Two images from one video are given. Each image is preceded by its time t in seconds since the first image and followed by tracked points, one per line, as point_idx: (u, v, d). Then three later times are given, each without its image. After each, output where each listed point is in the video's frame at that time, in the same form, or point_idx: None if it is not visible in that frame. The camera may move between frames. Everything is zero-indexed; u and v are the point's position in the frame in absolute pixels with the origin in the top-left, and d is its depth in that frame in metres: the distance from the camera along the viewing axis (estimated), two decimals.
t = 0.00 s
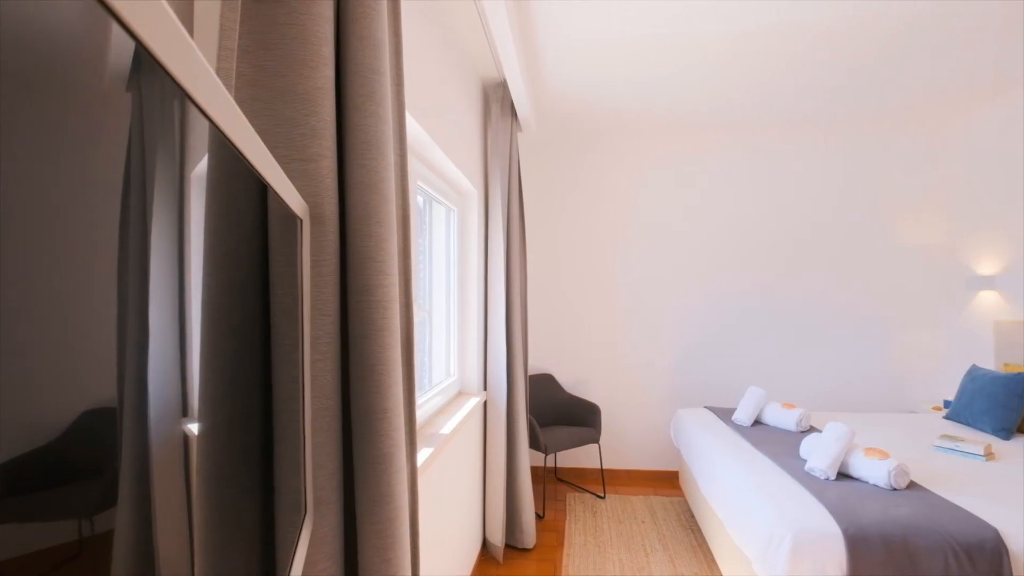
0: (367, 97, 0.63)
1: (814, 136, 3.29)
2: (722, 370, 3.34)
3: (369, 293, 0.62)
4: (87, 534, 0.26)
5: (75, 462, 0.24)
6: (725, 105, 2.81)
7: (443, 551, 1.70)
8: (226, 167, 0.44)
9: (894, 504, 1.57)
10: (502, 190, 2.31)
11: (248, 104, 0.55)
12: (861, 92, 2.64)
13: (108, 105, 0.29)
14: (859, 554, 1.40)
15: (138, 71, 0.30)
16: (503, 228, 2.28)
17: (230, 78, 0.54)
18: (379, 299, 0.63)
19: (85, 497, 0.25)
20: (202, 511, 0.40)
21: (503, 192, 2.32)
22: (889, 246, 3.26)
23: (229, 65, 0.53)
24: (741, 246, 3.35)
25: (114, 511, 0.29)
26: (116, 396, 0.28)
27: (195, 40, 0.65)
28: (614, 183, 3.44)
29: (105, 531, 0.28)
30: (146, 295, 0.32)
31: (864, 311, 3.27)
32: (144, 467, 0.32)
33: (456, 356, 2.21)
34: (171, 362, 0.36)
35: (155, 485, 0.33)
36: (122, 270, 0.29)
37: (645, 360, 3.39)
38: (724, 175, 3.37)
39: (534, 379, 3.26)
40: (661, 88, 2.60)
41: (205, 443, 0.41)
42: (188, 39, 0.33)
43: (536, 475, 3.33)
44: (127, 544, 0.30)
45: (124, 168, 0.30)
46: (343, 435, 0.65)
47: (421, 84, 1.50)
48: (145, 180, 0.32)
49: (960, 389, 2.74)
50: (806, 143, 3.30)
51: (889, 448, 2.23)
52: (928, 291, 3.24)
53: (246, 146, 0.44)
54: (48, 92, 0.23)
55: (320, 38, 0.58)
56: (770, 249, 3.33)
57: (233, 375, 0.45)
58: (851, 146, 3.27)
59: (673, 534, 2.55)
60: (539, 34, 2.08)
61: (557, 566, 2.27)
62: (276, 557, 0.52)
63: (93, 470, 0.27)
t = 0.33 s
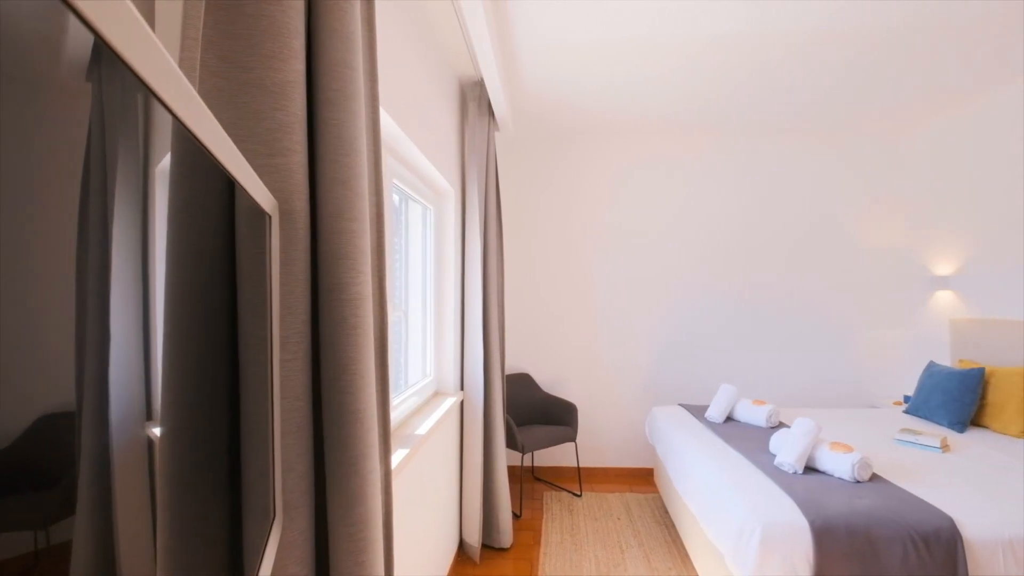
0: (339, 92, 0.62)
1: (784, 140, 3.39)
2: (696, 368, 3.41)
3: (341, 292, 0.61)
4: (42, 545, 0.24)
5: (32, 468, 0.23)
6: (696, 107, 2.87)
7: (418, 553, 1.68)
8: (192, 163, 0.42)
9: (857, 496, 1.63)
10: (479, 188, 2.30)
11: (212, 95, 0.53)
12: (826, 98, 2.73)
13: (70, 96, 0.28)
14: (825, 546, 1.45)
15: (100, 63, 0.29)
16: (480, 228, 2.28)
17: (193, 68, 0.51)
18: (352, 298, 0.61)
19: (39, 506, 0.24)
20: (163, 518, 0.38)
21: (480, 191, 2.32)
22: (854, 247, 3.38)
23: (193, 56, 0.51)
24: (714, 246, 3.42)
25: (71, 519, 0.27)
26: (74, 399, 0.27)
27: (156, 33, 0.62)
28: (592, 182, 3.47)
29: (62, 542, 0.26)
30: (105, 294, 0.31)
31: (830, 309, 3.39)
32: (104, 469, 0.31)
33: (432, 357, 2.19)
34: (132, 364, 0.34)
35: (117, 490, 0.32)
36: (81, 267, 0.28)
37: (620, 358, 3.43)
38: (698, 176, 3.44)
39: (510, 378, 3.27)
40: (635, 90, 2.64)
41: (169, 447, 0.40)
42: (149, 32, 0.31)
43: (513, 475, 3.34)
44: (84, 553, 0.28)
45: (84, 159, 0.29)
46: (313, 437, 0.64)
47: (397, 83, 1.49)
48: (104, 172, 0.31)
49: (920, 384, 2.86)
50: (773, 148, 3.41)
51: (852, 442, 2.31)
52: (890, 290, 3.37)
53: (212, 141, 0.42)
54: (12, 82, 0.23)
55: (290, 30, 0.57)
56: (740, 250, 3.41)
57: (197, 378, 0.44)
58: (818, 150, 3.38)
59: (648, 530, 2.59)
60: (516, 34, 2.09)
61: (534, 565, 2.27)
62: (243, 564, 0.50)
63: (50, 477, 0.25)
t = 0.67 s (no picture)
0: (311, 85, 0.61)
1: (755, 143, 3.48)
2: (670, 366, 3.47)
3: (314, 290, 0.59)
4: None
5: None
6: (671, 110, 2.92)
7: (393, 555, 1.66)
8: (155, 156, 0.40)
9: (824, 488, 1.69)
10: (456, 187, 2.30)
11: (176, 85, 0.51)
12: (794, 102, 2.82)
13: (26, 88, 0.26)
14: (793, 538, 1.49)
15: (56, 53, 0.27)
16: (457, 227, 2.28)
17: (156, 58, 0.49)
18: (325, 296, 0.60)
19: None
20: (124, 526, 0.37)
21: (458, 190, 2.31)
22: (820, 248, 3.50)
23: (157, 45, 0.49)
24: (688, 246, 3.49)
25: (27, 532, 0.26)
26: (30, 406, 0.26)
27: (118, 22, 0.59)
28: (569, 182, 3.50)
29: (18, 555, 0.25)
30: (64, 290, 0.29)
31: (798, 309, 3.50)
32: (63, 476, 0.29)
33: (408, 358, 2.16)
34: (91, 364, 0.33)
35: (77, 496, 0.31)
36: (38, 268, 0.26)
37: (597, 356, 3.47)
38: (672, 177, 3.50)
39: (488, 378, 3.27)
40: (611, 92, 2.67)
41: (130, 451, 0.38)
42: (107, 19, 0.30)
43: (491, 474, 3.34)
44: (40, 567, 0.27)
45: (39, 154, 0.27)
46: (284, 438, 0.62)
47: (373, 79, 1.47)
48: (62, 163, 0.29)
49: (882, 380, 2.98)
50: (744, 152, 3.50)
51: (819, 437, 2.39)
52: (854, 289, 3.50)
53: (176, 134, 0.40)
54: None
55: (260, 22, 0.55)
56: (712, 250, 3.49)
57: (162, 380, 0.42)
58: (786, 154, 3.49)
59: (624, 527, 2.63)
60: (494, 34, 2.09)
61: (510, 565, 2.27)
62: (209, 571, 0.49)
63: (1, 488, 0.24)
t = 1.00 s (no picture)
0: (278, 78, 0.59)
1: (727, 146, 3.57)
2: (645, 365, 3.52)
3: (279, 289, 0.57)
4: None
5: None
6: (647, 112, 2.96)
7: (366, 559, 1.63)
8: (107, 149, 0.38)
9: (791, 482, 1.74)
10: (433, 185, 2.28)
11: (131, 74, 0.48)
12: (765, 107, 2.89)
13: None
14: (762, 531, 1.53)
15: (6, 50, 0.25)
16: (433, 226, 2.26)
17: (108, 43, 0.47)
18: (293, 295, 0.58)
19: None
20: (76, 541, 0.35)
21: (434, 189, 2.29)
22: (788, 249, 3.61)
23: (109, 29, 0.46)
24: (662, 247, 3.55)
25: None
26: None
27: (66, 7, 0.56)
28: (545, 182, 3.51)
29: None
30: (18, 298, 0.28)
31: (767, 308, 3.60)
32: (15, 493, 0.27)
33: (383, 358, 2.13)
34: (47, 373, 0.31)
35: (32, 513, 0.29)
36: None
37: (573, 355, 3.49)
38: (647, 179, 3.55)
39: (464, 378, 3.25)
40: (588, 93, 2.69)
41: (82, 460, 0.36)
42: (57, 15, 0.28)
43: (467, 475, 3.32)
44: None
45: None
46: (249, 441, 0.60)
47: (348, 75, 1.45)
48: (15, 162, 0.27)
49: (846, 377, 3.08)
50: (716, 154, 3.58)
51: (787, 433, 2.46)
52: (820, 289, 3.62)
53: (130, 127, 0.38)
54: None
55: (222, 11, 0.53)
56: (686, 251, 3.56)
57: (117, 384, 0.40)
58: (756, 158, 3.59)
59: (599, 524, 2.65)
60: (471, 35, 2.09)
61: (486, 565, 2.27)
62: None
63: None
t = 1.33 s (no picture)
0: (234, 68, 0.57)
1: (698, 149, 3.64)
2: (619, 364, 3.56)
3: (235, 287, 0.55)
4: None
5: None
6: (622, 113, 2.99)
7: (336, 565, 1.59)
8: (48, 148, 0.36)
9: (758, 477, 1.78)
10: (406, 183, 2.25)
11: (70, 60, 0.45)
12: (736, 111, 2.96)
13: None
14: (729, 525, 1.57)
15: None
16: (406, 225, 2.23)
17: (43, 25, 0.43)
18: (250, 293, 0.56)
19: None
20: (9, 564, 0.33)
21: (407, 187, 2.26)
22: (756, 250, 3.71)
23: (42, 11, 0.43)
24: (636, 247, 3.60)
25: None
26: None
27: None
28: (520, 182, 3.51)
29: None
30: None
31: (736, 307, 3.69)
32: None
33: (355, 359, 2.09)
34: None
35: None
36: None
37: (548, 355, 3.50)
38: (621, 180, 3.59)
39: (438, 378, 3.23)
40: (565, 93, 2.70)
41: (15, 479, 0.34)
42: None
43: (441, 476, 3.29)
44: None
45: None
46: (201, 445, 0.57)
47: (318, 69, 1.41)
48: None
49: (811, 374, 3.18)
50: (688, 157, 3.65)
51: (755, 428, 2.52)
52: (786, 289, 3.73)
53: (70, 126, 0.36)
54: None
55: None
56: (658, 251, 3.62)
57: (55, 393, 0.38)
58: (725, 161, 3.68)
59: (573, 523, 2.66)
60: (446, 34, 2.08)
61: (460, 566, 2.25)
62: None
63: None
